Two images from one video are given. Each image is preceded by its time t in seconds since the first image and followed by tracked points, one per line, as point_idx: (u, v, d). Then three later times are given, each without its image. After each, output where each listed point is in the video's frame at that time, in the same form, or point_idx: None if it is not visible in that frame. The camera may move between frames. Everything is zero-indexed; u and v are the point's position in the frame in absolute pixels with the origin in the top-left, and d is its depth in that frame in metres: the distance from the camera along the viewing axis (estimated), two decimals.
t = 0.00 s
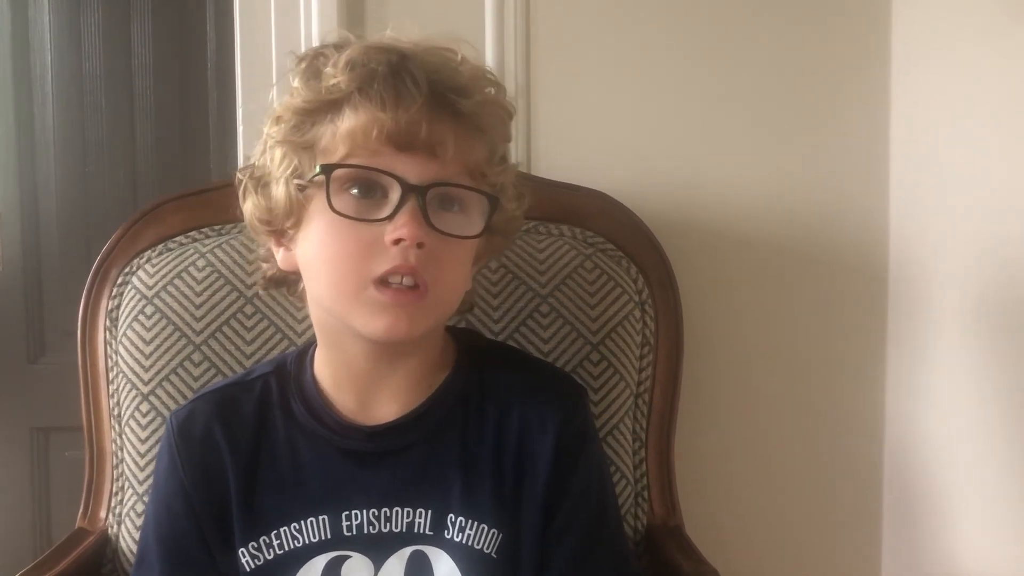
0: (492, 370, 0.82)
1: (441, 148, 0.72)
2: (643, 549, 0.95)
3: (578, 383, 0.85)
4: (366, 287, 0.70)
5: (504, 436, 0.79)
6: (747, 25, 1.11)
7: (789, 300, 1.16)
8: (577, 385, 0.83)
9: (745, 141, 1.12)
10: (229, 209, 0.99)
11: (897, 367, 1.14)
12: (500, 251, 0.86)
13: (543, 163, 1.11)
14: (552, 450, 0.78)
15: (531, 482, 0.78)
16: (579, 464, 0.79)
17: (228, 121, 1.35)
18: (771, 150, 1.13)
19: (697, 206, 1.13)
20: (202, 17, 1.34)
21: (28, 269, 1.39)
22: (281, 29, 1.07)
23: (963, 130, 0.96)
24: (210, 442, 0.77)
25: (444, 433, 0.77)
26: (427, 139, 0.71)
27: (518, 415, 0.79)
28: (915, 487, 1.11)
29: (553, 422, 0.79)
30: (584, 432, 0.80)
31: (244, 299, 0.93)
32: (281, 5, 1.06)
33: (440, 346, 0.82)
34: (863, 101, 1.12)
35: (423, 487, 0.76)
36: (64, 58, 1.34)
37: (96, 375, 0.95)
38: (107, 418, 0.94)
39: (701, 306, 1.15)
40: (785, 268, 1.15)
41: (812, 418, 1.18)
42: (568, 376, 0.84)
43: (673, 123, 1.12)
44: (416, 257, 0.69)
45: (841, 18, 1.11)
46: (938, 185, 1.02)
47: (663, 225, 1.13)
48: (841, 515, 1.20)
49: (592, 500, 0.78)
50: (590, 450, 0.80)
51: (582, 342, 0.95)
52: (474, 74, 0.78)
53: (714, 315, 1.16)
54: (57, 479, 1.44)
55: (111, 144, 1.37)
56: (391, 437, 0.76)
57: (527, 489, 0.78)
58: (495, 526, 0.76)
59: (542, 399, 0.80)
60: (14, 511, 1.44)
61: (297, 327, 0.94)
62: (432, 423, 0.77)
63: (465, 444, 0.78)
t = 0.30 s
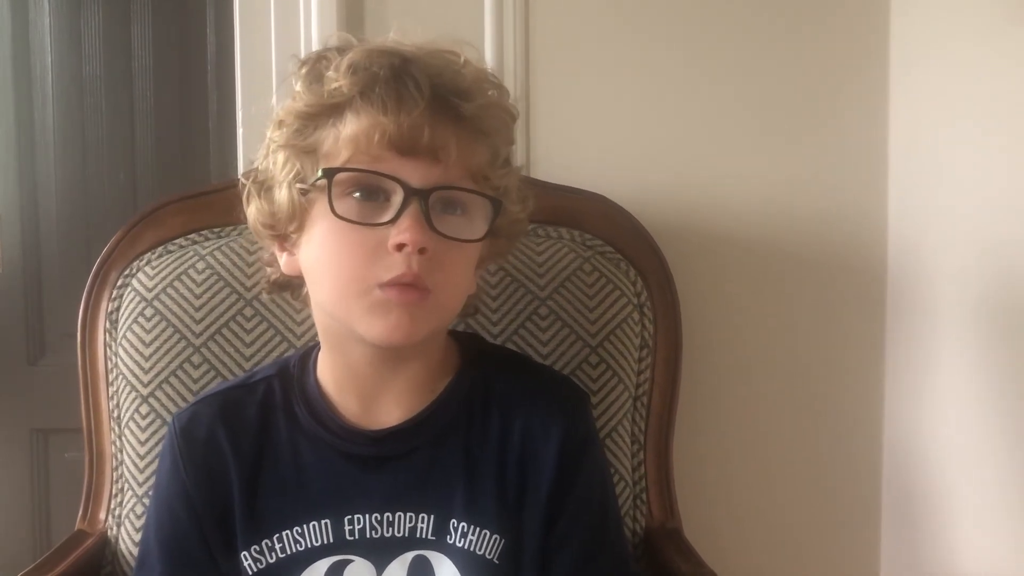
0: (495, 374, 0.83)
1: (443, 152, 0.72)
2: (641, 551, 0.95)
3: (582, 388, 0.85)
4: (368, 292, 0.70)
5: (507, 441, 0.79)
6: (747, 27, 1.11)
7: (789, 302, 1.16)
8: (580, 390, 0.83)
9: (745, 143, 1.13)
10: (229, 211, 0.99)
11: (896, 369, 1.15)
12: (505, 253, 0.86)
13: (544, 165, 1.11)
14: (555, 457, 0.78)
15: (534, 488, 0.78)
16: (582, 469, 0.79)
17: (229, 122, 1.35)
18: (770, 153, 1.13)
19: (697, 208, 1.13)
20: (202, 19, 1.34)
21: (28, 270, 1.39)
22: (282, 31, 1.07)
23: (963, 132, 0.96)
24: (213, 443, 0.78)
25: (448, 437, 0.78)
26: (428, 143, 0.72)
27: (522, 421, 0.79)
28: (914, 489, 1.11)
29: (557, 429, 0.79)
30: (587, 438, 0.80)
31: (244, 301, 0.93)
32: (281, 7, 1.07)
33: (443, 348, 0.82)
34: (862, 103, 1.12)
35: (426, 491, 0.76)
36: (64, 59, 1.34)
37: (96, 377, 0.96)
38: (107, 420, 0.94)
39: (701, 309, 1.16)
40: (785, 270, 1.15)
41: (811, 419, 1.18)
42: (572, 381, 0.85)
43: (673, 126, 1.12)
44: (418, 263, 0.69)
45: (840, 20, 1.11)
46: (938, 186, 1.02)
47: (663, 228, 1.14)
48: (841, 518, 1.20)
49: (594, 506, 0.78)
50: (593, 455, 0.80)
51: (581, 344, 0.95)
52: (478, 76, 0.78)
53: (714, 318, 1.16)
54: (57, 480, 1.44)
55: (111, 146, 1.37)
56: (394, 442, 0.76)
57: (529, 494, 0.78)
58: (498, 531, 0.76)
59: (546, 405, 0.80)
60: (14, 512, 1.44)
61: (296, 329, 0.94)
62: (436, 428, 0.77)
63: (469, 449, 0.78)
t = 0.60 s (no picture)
0: (497, 374, 0.82)
1: (436, 156, 0.72)
2: (643, 549, 0.95)
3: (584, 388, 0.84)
4: (363, 299, 0.70)
5: (510, 441, 0.79)
6: (747, 27, 1.11)
7: (789, 302, 1.16)
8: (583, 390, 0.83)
9: (746, 143, 1.12)
10: (229, 211, 0.99)
11: (898, 368, 1.14)
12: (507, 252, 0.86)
13: (544, 165, 1.11)
14: (558, 457, 0.78)
15: (536, 488, 0.78)
16: (585, 470, 0.79)
17: (229, 122, 1.35)
18: (771, 152, 1.13)
19: (698, 208, 1.13)
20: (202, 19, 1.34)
21: (29, 270, 1.39)
22: (282, 31, 1.07)
23: (964, 131, 0.96)
24: (215, 442, 0.78)
25: (450, 438, 0.77)
26: (421, 147, 0.71)
27: (525, 421, 0.79)
28: (916, 488, 1.10)
29: (560, 429, 0.79)
30: (591, 439, 0.80)
31: (245, 300, 0.93)
32: (281, 6, 1.06)
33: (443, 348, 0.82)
34: (863, 103, 1.12)
35: (428, 491, 0.76)
36: (64, 59, 1.34)
37: (97, 377, 0.95)
38: (108, 419, 0.94)
39: (701, 309, 1.15)
40: (785, 270, 1.15)
41: (812, 419, 1.18)
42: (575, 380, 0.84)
43: (674, 126, 1.12)
44: (412, 269, 0.69)
45: (841, 19, 1.11)
46: (939, 186, 1.02)
47: (664, 227, 1.13)
48: (841, 518, 1.20)
49: (597, 506, 0.78)
50: (596, 456, 0.80)
51: (582, 343, 0.95)
52: (476, 76, 0.78)
53: (714, 318, 1.16)
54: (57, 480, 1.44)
55: (112, 146, 1.37)
56: (396, 442, 0.76)
57: (532, 494, 0.78)
58: (501, 532, 0.76)
59: (549, 405, 0.80)
60: (14, 512, 1.44)
61: (297, 329, 0.94)
62: (438, 430, 0.77)
63: (471, 450, 0.78)
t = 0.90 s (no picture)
0: (496, 373, 0.82)
1: (426, 158, 0.71)
2: (643, 547, 0.94)
3: (585, 387, 0.84)
4: (355, 306, 0.70)
5: (509, 442, 0.78)
6: (747, 26, 1.11)
7: (790, 301, 1.15)
8: (583, 390, 0.83)
9: (746, 142, 1.12)
10: (228, 208, 0.98)
11: (898, 368, 1.14)
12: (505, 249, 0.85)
13: (543, 165, 1.11)
14: (557, 458, 0.78)
15: (535, 489, 0.78)
16: (584, 471, 0.78)
17: (228, 123, 1.36)
18: (771, 151, 1.13)
19: (698, 207, 1.13)
20: (202, 20, 1.34)
21: (29, 270, 1.38)
22: (281, 31, 1.07)
23: (965, 131, 0.96)
24: (212, 442, 0.77)
25: (449, 438, 0.77)
26: (410, 150, 0.70)
27: (524, 422, 0.79)
28: (917, 489, 1.10)
29: (559, 429, 0.78)
30: (590, 439, 0.80)
31: (243, 298, 0.93)
32: (280, 6, 1.06)
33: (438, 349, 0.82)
34: (864, 102, 1.12)
35: (426, 492, 0.76)
36: (64, 59, 1.34)
37: (96, 375, 0.95)
38: (107, 418, 0.94)
39: (701, 309, 1.15)
40: (786, 270, 1.15)
41: (812, 419, 1.18)
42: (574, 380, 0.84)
43: (673, 126, 1.11)
44: (404, 276, 0.69)
45: (841, 18, 1.11)
46: (939, 184, 1.02)
47: (664, 227, 1.13)
48: (841, 517, 1.20)
49: (596, 508, 0.77)
50: (596, 456, 0.79)
51: (582, 340, 0.94)
52: (474, 75, 0.78)
53: (715, 318, 1.15)
54: (58, 479, 1.44)
55: (112, 146, 1.37)
56: (395, 442, 0.75)
57: (530, 495, 0.78)
58: (500, 533, 0.75)
59: (548, 406, 0.80)
60: (15, 512, 1.44)
61: (296, 327, 0.93)
62: (436, 430, 0.77)
63: (470, 451, 0.78)
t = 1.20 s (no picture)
0: (497, 371, 0.82)
1: (419, 162, 0.71)
2: (645, 544, 0.94)
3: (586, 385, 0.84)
4: (351, 312, 0.70)
5: (510, 441, 0.78)
6: (748, 25, 1.11)
7: (791, 300, 1.15)
8: (584, 389, 0.83)
9: (747, 142, 1.12)
10: (228, 206, 0.98)
11: (900, 366, 1.14)
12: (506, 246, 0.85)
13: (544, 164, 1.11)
14: (559, 457, 0.78)
15: (537, 488, 0.78)
16: (586, 470, 0.78)
17: (229, 123, 1.36)
18: (772, 150, 1.12)
19: (699, 206, 1.13)
20: (203, 20, 1.35)
21: (30, 269, 1.39)
22: (282, 31, 1.07)
23: (966, 130, 0.96)
24: (213, 442, 0.77)
25: (450, 438, 0.77)
26: (401, 154, 0.70)
27: (525, 421, 0.79)
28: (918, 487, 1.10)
29: (561, 429, 0.78)
30: (592, 438, 0.80)
31: (245, 295, 0.93)
32: (281, 5, 1.06)
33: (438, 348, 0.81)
34: (865, 101, 1.12)
35: (428, 491, 0.76)
36: (65, 58, 1.34)
37: (98, 373, 0.95)
38: (109, 416, 0.94)
39: (702, 308, 1.15)
40: (786, 269, 1.15)
41: (814, 418, 1.18)
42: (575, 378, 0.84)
43: (674, 125, 1.11)
44: (398, 281, 0.69)
45: (842, 17, 1.11)
46: (940, 183, 1.02)
47: (664, 226, 1.13)
48: (841, 516, 1.20)
49: (598, 506, 0.78)
50: (598, 455, 0.79)
51: (583, 337, 0.94)
52: (474, 75, 0.78)
53: (716, 317, 1.15)
54: (59, 478, 1.44)
55: (112, 144, 1.37)
56: (395, 443, 0.75)
57: (532, 494, 0.78)
58: (502, 532, 0.75)
59: (549, 405, 0.80)
60: (17, 510, 1.44)
61: (298, 325, 0.93)
62: (437, 430, 0.77)
63: (471, 450, 0.78)
